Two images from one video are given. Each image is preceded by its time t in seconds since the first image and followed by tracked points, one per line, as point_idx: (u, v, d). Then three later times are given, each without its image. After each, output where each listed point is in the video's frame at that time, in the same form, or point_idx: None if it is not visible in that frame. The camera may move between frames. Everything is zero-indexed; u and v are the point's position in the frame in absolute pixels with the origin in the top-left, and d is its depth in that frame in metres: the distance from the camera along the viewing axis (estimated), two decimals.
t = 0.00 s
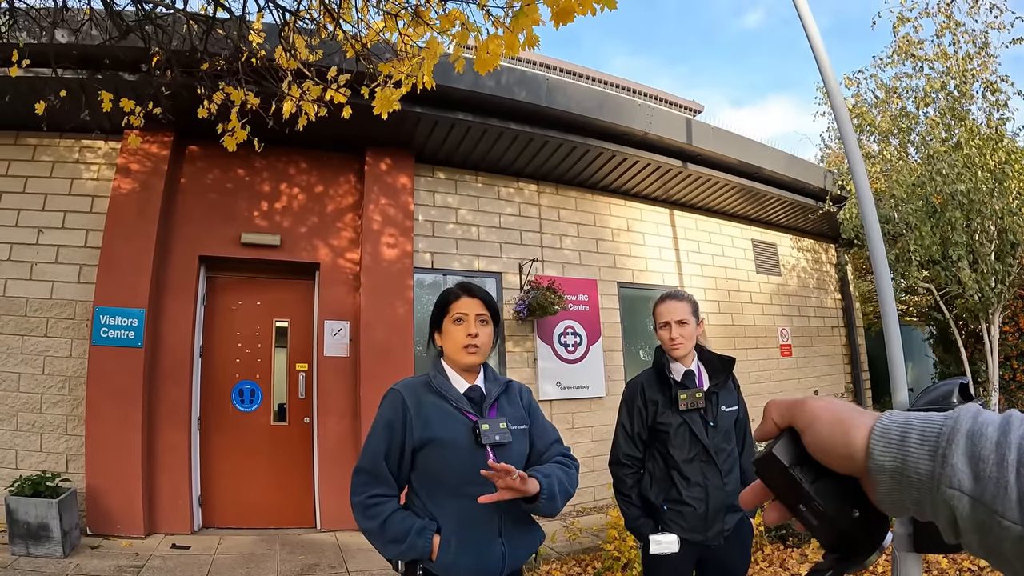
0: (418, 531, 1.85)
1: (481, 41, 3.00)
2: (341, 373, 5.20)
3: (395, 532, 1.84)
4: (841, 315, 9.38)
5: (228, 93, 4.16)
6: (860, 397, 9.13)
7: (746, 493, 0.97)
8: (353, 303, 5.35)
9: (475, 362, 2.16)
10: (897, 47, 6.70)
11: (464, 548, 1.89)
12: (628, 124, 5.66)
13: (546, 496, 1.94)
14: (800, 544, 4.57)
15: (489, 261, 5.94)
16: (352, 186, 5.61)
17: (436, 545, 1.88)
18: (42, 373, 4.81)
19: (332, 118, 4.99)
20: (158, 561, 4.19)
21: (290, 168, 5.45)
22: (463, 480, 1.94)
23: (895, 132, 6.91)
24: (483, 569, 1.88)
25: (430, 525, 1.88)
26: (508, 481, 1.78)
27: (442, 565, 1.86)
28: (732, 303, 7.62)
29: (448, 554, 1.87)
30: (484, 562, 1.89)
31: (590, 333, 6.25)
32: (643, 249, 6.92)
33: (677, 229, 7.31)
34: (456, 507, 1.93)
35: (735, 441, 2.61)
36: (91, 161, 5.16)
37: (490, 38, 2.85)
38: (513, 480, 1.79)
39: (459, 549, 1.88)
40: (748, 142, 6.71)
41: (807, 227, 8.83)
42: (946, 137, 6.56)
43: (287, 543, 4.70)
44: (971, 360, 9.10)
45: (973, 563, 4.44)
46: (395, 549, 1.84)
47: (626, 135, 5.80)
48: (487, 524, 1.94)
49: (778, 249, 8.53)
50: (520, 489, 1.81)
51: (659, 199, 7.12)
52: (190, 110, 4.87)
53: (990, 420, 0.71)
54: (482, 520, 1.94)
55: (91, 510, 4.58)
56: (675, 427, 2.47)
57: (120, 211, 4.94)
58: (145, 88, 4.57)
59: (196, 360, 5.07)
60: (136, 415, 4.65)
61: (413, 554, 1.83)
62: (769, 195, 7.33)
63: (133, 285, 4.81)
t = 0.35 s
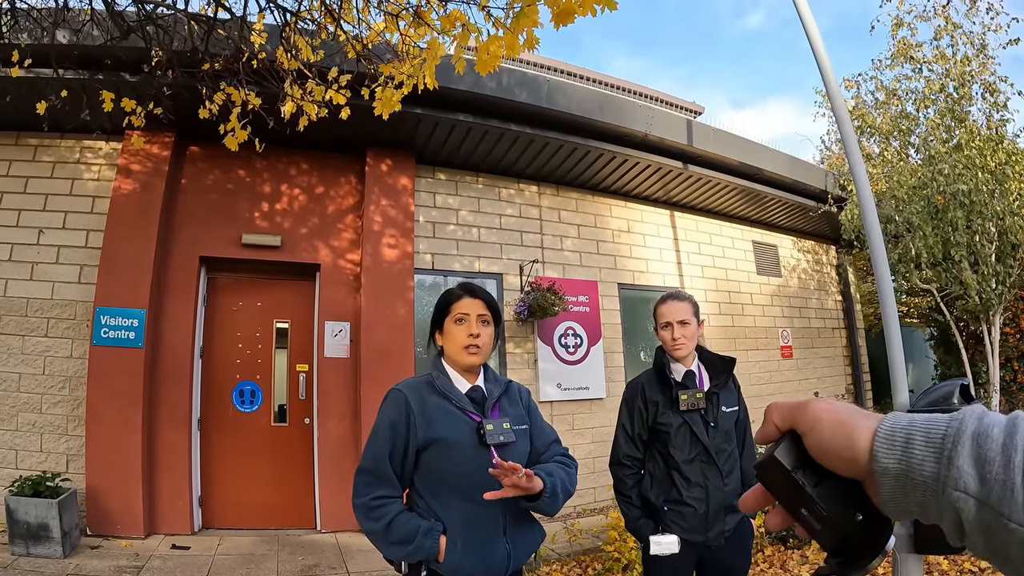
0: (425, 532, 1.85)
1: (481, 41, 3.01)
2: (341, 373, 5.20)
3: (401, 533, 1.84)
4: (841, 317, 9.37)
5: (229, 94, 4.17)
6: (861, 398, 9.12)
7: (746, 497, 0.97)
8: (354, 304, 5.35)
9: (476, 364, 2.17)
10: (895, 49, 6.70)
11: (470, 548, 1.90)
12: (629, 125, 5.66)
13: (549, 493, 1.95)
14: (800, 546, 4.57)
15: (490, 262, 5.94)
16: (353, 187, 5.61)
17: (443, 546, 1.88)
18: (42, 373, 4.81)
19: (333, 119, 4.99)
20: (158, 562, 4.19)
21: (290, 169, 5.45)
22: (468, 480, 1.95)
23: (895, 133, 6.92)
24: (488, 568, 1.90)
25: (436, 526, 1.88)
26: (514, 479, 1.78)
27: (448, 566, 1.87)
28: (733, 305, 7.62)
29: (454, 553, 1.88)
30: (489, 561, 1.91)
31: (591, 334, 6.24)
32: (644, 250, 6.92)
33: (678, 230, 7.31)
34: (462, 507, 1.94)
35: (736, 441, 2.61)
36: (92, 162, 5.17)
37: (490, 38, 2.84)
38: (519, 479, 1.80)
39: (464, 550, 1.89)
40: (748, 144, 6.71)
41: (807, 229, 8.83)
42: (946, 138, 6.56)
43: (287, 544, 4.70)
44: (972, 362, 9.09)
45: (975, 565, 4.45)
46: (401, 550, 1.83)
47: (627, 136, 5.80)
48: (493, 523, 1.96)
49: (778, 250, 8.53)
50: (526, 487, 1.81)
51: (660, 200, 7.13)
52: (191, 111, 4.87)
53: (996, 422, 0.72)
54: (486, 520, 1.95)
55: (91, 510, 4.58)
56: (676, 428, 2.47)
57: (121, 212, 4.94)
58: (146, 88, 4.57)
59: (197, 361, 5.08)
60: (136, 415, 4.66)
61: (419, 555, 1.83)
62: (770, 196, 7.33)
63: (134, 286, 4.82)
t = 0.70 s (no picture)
0: (419, 532, 1.86)
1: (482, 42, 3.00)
2: (342, 374, 5.20)
3: (396, 534, 1.85)
4: (842, 317, 9.37)
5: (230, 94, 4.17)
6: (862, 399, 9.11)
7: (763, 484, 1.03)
8: (354, 304, 5.35)
9: (477, 364, 2.16)
10: (895, 49, 6.70)
11: (465, 550, 1.89)
12: (630, 126, 5.66)
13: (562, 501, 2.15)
14: (800, 546, 4.61)
15: (490, 262, 5.94)
16: (353, 187, 5.61)
17: (437, 546, 1.88)
18: (43, 373, 4.81)
19: (333, 120, 5.00)
20: (158, 562, 4.19)
21: (291, 170, 5.46)
22: (465, 482, 1.95)
23: (895, 134, 6.92)
24: (482, 570, 1.89)
25: (431, 527, 1.89)
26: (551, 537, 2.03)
27: (442, 566, 1.86)
28: (733, 305, 7.62)
29: (449, 554, 1.87)
30: (483, 563, 1.89)
31: (592, 334, 6.25)
32: (645, 251, 6.92)
33: (678, 231, 7.32)
34: (459, 508, 1.95)
35: (737, 442, 2.61)
36: (93, 162, 5.17)
37: (490, 39, 2.84)
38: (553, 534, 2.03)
39: (459, 552, 1.88)
40: (749, 144, 6.71)
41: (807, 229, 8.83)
42: (946, 139, 6.57)
43: (288, 544, 4.70)
44: (972, 363, 9.10)
45: (975, 565, 4.48)
46: (396, 550, 1.85)
47: (627, 137, 5.80)
48: (490, 525, 1.95)
49: (779, 251, 8.53)
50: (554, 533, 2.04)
51: (661, 200, 7.13)
52: (192, 112, 4.87)
53: (1006, 398, 0.74)
54: (483, 522, 1.94)
55: (92, 510, 4.58)
56: (676, 428, 2.47)
57: (121, 212, 4.94)
58: (147, 89, 4.57)
59: (198, 361, 5.08)
60: (136, 416, 4.66)
61: (414, 555, 1.84)
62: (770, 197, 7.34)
63: (135, 286, 4.82)
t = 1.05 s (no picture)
0: (420, 534, 1.87)
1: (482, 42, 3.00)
2: (342, 374, 5.20)
3: (397, 535, 1.85)
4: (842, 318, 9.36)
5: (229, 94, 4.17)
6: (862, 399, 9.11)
7: (778, 432, 1.12)
8: (354, 304, 5.35)
9: (481, 366, 2.16)
10: (896, 50, 6.70)
11: (464, 553, 1.90)
12: (629, 126, 5.66)
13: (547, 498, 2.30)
14: (800, 546, 4.63)
15: (490, 262, 5.94)
16: (353, 187, 5.61)
17: (437, 547, 1.90)
18: (42, 373, 4.81)
19: (333, 120, 5.00)
20: (158, 562, 4.19)
21: (291, 169, 5.46)
22: (468, 487, 1.96)
23: (895, 135, 6.96)
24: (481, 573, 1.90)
25: (432, 529, 1.90)
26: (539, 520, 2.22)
27: (442, 568, 1.88)
28: (733, 305, 7.62)
29: (449, 557, 1.88)
30: (482, 567, 1.91)
31: (592, 335, 6.24)
32: (645, 251, 6.92)
33: (678, 231, 7.32)
34: (459, 511, 1.95)
35: (736, 443, 2.61)
36: (92, 162, 5.17)
37: (490, 39, 2.84)
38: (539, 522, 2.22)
39: (459, 554, 1.89)
40: (749, 144, 6.70)
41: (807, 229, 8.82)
42: (946, 139, 6.57)
43: (288, 544, 4.70)
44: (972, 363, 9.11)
45: (974, 565, 4.51)
46: (396, 551, 1.86)
47: (628, 137, 5.80)
48: (491, 529, 1.96)
49: (779, 251, 8.53)
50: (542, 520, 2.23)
51: (660, 200, 7.13)
52: (191, 111, 4.87)
53: (978, 301, 0.79)
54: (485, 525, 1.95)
55: (91, 510, 4.58)
56: (675, 429, 2.47)
57: (121, 212, 4.94)
58: (146, 89, 4.57)
59: (198, 361, 5.08)
60: (136, 415, 4.66)
61: (414, 556, 1.85)
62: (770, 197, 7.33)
63: (135, 286, 4.82)
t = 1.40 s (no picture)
0: (422, 534, 1.87)
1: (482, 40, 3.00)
2: (341, 373, 5.20)
3: (397, 535, 1.85)
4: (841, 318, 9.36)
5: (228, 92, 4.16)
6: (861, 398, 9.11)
7: (780, 438, 1.15)
8: (354, 303, 5.35)
9: (479, 364, 2.17)
10: (897, 49, 6.70)
11: (465, 552, 1.90)
12: (629, 125, 5.65)
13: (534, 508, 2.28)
14: (800, 546, 4.63)
15: (490, 262, 5.94)
16: (353, 186, 5.61)
17: (438, 547, 1.89)
18: (42, 372, 4.81)
19: (333, 118, 4.99)
20: (157, 561, 4.18)
21: (291, 168, 5.45)
22: (466, 485, 1.96)
23: (895, 134, 6.95)
24: (482, 571, 1.90)
25: (432, 528, 1.90)
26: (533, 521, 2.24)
27: (443, 568, 1.88)
28: (733, 305, 7.62)
29: (450, 556, 1.89)
30: (483, 565, 1.90)
31: (591, 334, 6.24)
32: (645, 251, 6.92)
33: (678, 230, 7.31)
34: (459, 510, 1.95)
35: (736, 441, 2.61)
36: (92, 161, 5.16)
37: (490, 38, 2.84)
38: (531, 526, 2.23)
39: (460, 553, 1.90)
40: (749, 144, 6.70)
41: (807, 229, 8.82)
42: (946, 138, 6.57)
43: (287, 543, 4.69)
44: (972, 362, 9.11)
45: (974, 565, 4.51)
46: (397, 551, 1.85)
47: (628, 136, 5.79)
48: (490, 528, 1.95)
49: (779, 250, 8.52)
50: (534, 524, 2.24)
51: (660, 200, 7.13)
52: (191, 110, 4.87)
53: (987, 308, 0.77)
54: (485, 524, 1.95)
55: (90, 509, 4.58)
56: (675, 428, 2.47)
57: (121, 211, 4.93)
58: (145, 87, 4.57)
59: (197, 360, 5.08)
60: (135, 414, 4.65)
61: (415, 556, 1.85)
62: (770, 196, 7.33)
63: (134, 285, 4.81)
